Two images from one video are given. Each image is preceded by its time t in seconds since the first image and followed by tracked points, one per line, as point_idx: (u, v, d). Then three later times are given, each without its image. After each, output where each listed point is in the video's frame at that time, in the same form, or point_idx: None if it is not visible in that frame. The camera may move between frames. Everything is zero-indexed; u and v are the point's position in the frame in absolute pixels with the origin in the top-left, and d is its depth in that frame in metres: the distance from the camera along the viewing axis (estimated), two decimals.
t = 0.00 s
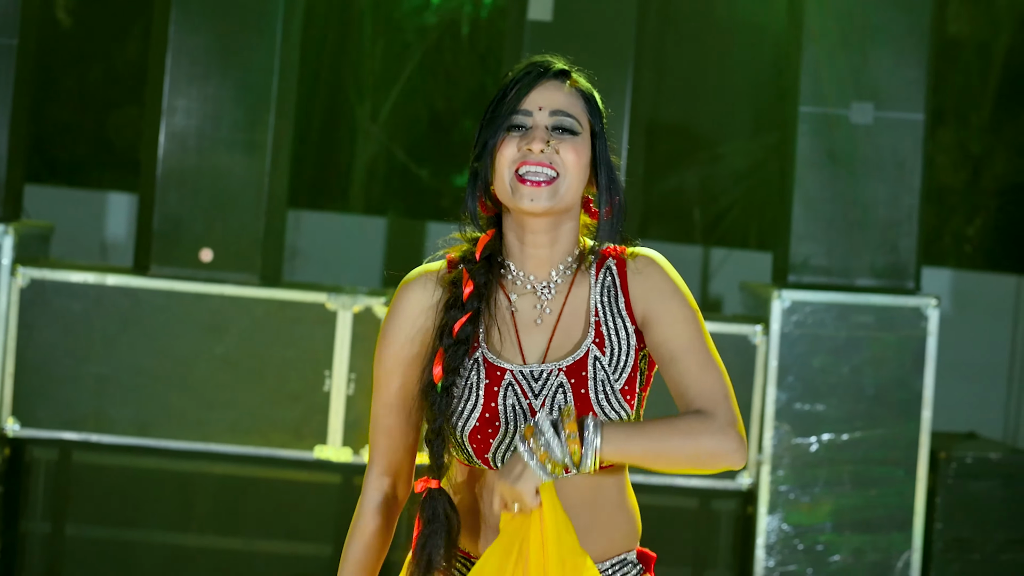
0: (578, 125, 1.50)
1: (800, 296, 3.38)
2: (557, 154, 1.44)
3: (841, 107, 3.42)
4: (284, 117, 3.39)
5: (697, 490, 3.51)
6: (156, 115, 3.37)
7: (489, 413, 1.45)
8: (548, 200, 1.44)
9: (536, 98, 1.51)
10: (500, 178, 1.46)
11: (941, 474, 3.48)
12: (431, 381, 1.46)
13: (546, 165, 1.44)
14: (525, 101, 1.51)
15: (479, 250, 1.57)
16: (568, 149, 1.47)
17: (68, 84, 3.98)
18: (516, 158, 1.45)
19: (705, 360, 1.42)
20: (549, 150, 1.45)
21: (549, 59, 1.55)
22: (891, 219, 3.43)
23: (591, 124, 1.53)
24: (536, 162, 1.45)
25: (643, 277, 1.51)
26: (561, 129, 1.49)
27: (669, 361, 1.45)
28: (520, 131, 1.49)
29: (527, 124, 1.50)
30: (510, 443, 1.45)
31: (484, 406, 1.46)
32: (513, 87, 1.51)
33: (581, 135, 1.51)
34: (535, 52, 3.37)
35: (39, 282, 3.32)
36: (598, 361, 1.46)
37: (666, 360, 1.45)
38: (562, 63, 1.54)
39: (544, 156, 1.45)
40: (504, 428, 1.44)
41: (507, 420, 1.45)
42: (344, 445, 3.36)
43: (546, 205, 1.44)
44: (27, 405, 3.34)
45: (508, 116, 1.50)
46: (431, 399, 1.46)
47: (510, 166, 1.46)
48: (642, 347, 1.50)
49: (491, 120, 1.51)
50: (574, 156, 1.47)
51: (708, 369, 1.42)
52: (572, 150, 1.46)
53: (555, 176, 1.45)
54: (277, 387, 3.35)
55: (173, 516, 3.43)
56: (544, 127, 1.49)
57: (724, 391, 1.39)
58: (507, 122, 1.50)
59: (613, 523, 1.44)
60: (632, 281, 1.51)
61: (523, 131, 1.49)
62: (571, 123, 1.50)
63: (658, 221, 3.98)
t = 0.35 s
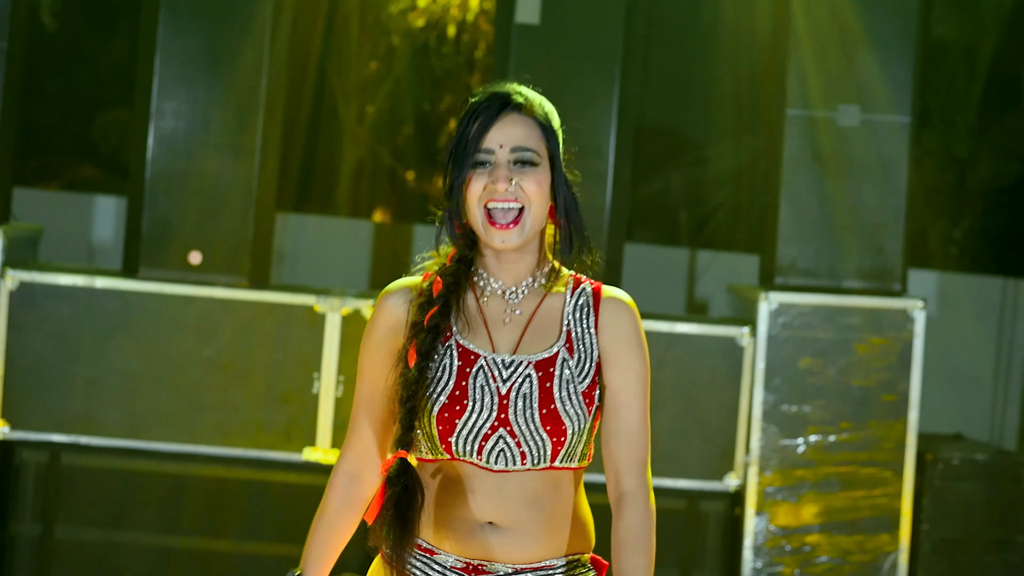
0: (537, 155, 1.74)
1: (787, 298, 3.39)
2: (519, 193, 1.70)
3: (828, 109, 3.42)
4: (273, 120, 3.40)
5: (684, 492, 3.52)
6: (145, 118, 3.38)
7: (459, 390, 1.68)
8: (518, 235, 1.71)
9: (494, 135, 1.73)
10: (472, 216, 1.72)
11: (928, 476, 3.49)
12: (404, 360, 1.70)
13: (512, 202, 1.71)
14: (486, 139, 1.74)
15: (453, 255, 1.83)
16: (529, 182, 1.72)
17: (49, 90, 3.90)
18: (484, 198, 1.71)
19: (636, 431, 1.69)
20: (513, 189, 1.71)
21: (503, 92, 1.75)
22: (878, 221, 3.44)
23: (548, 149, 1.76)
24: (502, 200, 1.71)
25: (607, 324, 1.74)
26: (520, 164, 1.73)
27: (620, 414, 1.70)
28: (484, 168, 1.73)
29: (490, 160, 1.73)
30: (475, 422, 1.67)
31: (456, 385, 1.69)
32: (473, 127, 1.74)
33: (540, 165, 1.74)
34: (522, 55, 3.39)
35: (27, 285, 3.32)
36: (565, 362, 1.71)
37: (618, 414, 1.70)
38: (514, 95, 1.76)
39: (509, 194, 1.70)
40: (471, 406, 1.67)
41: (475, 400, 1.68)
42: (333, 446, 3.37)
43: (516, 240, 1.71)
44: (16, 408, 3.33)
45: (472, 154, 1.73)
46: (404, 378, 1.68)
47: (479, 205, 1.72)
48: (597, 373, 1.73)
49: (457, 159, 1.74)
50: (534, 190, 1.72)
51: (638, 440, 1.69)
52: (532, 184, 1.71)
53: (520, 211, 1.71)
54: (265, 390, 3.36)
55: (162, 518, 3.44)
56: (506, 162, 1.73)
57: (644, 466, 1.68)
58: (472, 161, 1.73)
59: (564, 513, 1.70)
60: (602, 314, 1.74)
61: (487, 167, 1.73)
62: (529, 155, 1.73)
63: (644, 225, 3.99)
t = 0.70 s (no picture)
0: (513, 130, 1.94)
1: (775, 300, 3.43)
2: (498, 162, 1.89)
3: (816, 113, 3.47)
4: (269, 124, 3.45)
5: (674, 492, 3.55)
6: (141, 122, 3.42)
7: (506, 352, 1.81)
8: (496, 196, 1.89)
9: (475, 110, 1.91)
10: (457, 185, 1.90)
11: (914, 475, 3.54)
12: (449, 310, 1.79)
13: (490, 171, 1.88)
14: (466, 115, 1.91)
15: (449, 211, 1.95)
16: (506, 154, 1.91)
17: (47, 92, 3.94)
18: (468, 167, 1.88)
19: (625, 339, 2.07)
20: (492, 158, 1.89)
21: (481, 73, 1.95)
22: (864, 224, 3.49)
23: (522, 126, 1.96)
24: (484, 170, 1.89)
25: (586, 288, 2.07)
26: (499, 137, 1.92)
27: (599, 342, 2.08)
28: (466, 141, 1.90)
29: (471, 133, 1.91)
30: (515, 380, 1.81)
31: (503, 348, 1.81)
32: (454, 104, 1.91)
33: (516, 138, 1.94)
34: (514, 59, 3.43)
35: (26, 288, 3.37)
36: (570, 318, 1.96)
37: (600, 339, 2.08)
38: (491, 76, 1.95)
39: (488, 162, 1.88)
40: (515, 367, 1.81)
41: (518, 363, 1.82)
42: (327, 447, 3.41)
43: (495, 201, 1.89)
44: (14, 408, 3.38)
45: (454, 127, 1.90)
46: (450, 329, 1.78)
47: (464, 174, 1.89)
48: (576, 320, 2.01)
49: (440, 132, 1.91)
50: (512, 160, 1.91)
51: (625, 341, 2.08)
52: (509, 154, 1.91)
53: (497, 177, 1.89)
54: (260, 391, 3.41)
55: (159, 518, 3.49)
56: (485, 136, 1.91)
57: (645, 352, 2.07)
58: (454, 135, 1.90)
59: (531, 460, 1.90)
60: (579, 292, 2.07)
61: (468, 140, 1.90)
62: (506, 129, 1.92)
63: (636, 228, 4.03)
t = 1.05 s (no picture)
0: (510, 164, 1.87)
1: (766, 303, 3.50)
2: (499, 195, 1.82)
3: (805, 120, 3.53)
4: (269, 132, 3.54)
5: (666, 493, 3.60)
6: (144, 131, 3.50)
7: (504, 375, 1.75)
8: (500, 229, 1.83)
9: (472, 147, 1.84)
10: (458, 218, 1.83)
11: (904, 476, 3.59)
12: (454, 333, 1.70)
13: (492, 203, 1.82)
14: (465, 151, 1.84)
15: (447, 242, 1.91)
16: (504, 186, 1.84)
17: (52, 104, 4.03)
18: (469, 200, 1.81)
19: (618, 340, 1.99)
20: (493, 191, 1.82)
21: (474, 111, 1.87)
22: (854, 228, 3.54)
23: (517, 159, 1.89)
24: (484, 202, 1.81)
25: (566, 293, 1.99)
26: (496, 171, 1.85)
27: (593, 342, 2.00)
28: (466, 176, 1.83)
29: (470, 168, 1.84)
30: (507, 404, 1.76)
31: (497, 370, 1.75)
32: (452, 141, 1.84)
33: (512, 172, 1.87)
34: (508, 68, 3.50)
35: (33, 291, 3.46)
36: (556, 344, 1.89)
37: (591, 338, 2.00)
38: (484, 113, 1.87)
39: (489, 196, 1.82)
40: (510, 391, 1.75)
41: (515, 386, 1.75)
42: (326, 447, 3.48)
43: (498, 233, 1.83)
44: (20, 409, 3.46)
45: (453, 165, 1.83)
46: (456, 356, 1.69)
47: (464, 208, 1.82)
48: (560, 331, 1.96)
49: (438, 170, 1.83)
50: (511, 193, 1.84)
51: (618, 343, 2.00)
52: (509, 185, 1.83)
53: (500, 209, 1.83)
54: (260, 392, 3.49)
55: (162, 516, 3.57)
56: (484, 171, 1.84)
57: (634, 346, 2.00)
58: (453, 170, 1.83)
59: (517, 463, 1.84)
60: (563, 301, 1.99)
61: (468, 176, 1.83)
62: (503, 164, 1.86)
63: (631, 236, 4.11)
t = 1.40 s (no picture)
0: (541, 175, 2.03)
1: (793, 303, 3.55)
2: (527, 204, 1.98)
3: (831, 123, 3.58)
4: (305, 136, 3.62)
5: (694, 489, 3.66)
6: (184, 136, 3.60)
7: (493, 352, 1.97)
8: (527, 235, 2.00)
9: (507, 158, 2.02)
10: (490, 221, 2.01)
11: (930, 474, 3.63)
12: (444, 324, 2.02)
13: (520, 212, 1.99)
14: (500, 161, 2.02)
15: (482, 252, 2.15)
16: (534, 196, 2.00)
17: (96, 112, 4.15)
18: (500, 207, 1.99)
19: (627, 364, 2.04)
20: (521, 201, 1.99)
21: (513, 123, 2.04)
22: (879, 229, 3.59)
23: (550, 171, 2.05)
24: (514, 209, 1.99)
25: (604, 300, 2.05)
26: (528, 181, 2.01)
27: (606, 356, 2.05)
28: (500, 184, 2.01)
29: (504, 178, 2.02)
30: (505, 377, 1.95)
31: (490, 348, 1.97)
32: (490, 151, 2.02)
33: (544, 182, 2.02)
34: (538, 74, 3.57)
35: (77, 291, 3.58)
36: (573, 329, 2.00)
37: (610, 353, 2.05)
38: (521, 126, 2.04)
39: (519, 205, 1.99)
40: (501, 364, 1.95)
41: (505, 360, 1.95)
42: (362, 444, 3.54)
43: (525, 238, 2.00)
44: (66, 406, 3.58)
45: (488, 172, 2.02)
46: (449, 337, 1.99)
47: (495, 214, 2.00)
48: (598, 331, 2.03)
49: (475, 177, 2.03)
50: (539, 202, 2.00)
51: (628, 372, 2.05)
52: (537, 196, 2.00)
53: (528, 217, 1.99)
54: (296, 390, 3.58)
55: (202, 510, 3.68)
56: (516, 181, 2.01)
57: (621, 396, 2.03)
58: (489, 178, 2.02)
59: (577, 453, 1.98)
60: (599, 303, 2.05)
61: (502, 184, 2.02)
62: (536, 175, 2.02)
63: (665, 240, 4.22)
